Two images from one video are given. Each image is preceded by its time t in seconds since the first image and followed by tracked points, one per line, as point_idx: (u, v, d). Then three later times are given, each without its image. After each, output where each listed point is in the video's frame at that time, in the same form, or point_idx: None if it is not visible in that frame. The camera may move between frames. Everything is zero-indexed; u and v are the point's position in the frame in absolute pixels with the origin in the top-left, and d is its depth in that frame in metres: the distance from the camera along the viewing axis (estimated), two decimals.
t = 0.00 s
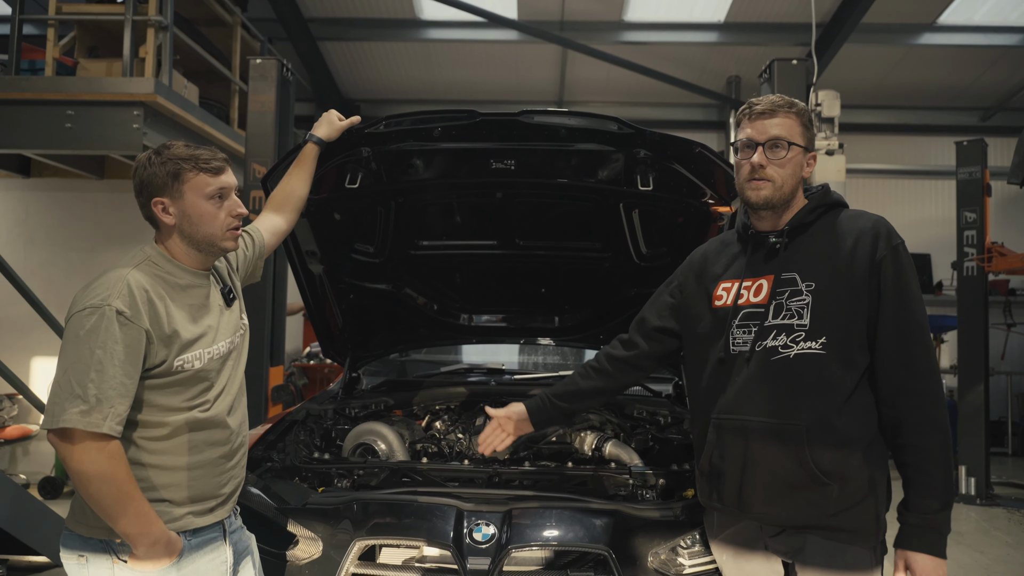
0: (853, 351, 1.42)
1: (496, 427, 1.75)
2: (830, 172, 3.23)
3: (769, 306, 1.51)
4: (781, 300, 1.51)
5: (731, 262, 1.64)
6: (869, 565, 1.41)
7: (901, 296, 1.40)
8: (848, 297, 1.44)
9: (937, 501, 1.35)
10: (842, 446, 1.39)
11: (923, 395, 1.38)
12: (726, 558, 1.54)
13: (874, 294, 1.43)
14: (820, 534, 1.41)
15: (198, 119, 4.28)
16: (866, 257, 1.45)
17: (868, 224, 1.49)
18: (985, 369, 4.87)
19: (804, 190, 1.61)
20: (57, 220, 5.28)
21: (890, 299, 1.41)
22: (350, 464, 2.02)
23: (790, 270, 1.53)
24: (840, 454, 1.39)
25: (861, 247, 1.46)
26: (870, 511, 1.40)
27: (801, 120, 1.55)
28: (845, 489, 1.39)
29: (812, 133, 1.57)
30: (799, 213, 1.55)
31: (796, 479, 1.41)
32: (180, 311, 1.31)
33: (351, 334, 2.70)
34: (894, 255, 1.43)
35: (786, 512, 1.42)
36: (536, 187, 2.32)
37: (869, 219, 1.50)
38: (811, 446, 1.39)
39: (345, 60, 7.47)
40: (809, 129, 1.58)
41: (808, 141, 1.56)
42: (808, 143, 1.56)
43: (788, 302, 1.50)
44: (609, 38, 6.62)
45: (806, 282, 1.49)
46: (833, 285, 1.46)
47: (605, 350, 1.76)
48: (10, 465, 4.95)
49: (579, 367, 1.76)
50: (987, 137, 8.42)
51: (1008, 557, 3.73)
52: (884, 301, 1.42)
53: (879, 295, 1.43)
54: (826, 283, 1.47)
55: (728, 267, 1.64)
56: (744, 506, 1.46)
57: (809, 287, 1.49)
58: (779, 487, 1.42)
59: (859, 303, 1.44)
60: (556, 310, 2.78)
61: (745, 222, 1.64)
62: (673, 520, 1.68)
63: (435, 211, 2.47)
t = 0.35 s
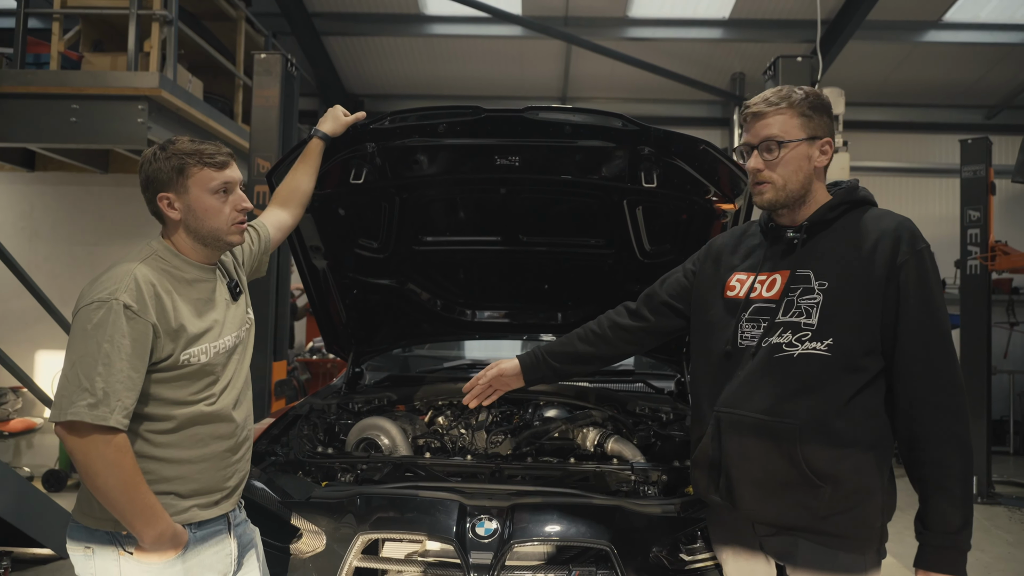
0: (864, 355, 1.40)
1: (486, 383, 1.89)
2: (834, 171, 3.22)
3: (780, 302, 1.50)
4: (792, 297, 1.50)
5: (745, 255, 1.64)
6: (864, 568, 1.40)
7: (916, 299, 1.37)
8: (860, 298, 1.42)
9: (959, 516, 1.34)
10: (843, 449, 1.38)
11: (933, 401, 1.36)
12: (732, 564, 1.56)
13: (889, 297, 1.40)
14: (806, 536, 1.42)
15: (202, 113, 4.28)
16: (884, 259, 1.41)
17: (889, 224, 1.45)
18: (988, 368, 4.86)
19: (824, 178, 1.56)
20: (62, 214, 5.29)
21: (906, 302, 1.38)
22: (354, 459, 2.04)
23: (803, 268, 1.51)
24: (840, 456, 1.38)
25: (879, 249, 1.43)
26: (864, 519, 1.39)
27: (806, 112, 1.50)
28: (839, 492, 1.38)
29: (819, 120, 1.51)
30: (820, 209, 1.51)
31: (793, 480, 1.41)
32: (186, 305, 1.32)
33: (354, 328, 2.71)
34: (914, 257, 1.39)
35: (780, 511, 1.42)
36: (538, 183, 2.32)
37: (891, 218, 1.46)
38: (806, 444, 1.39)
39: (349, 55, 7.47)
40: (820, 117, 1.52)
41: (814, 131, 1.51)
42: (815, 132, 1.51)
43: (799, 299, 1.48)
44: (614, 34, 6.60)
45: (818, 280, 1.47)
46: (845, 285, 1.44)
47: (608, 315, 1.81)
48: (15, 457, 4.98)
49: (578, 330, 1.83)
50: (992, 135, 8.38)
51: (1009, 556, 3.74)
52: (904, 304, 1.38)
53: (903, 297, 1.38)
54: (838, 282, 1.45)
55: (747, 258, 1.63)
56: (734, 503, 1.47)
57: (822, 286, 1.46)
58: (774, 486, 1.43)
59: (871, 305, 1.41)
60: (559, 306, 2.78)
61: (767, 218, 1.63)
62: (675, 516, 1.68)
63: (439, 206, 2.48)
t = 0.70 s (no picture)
0: (846, 353, 1.31)
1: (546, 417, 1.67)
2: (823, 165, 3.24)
3: (773, 296, 1.43)
4: (782, 292, 1.42)
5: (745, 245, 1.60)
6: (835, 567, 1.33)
7: (899, 291, 1.26)
8: (844, 292, 1.33)
9: (925, 524, 1.22)
10: (820, 451, 1.31)
11: (915, 405, 1.24)
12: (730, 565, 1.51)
13: (873, 291, 1.30)
14: (781, 535, 1.37)
15: (192, 110, 4.26)
16: (871, 250, 1.31)
17: (881, 215, 1.33)
18: (976, 360, 4.92)
19: (814, 162, 1.45)
20: (51, 212, 5.26)
21: (888, 295, 1.27)
22: (348, 454, 2.04)
23: (792, 260, 1.42)
24: (817, 456, 1.31)
25: (866, 239, 1.33)
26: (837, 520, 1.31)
27: (770, 101, 1.42)
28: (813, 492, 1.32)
29: (787, 106, 1.41)
30: (812, 200, 1.43)
31: (770, 479, 1.36)
32: (178, 300, 1.32)
33: (347, 324, 2.71)
34: (901, 249, 1.27)
35: (758, 509, 1.39)
36: (530, 178, 2.33)
37: (886, 211, 1.34)
38: (781, 439, 1.34)
39: (340, 50, 7.44)
40: (790, 102, 1.42)
41: (783, 118, 1.41)
42: (784, 120, 1.42)
43: (787, 293, 1.40)
44: (605, 29, 6.59)
45: (806, 273, 1.39)
46: (830, 278, 1.35)
47: (641, 333, 1.73)
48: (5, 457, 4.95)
49: (618, 350, 1.73)
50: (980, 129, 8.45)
51: (997, 546, 3.79)
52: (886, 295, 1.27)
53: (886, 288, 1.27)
54: (825, 275, 1.36)
55: (752, 252, 1.57)
56: (718, 495, 1.46)
57: (808, 280, 1.38)
58: (751, 483, 1.39)
59: (856, 299, 1.32)
60: (551, 301, 2.80)
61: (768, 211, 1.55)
62: (668, 509, 1.71)
63: (431, 202, 2.48)
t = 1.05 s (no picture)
0: (818, 355, 1.27)
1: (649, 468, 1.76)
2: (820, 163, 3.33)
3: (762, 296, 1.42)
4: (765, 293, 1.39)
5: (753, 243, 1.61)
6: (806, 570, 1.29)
7: (861, 290, 1.20)
8: (816, 293, 1.28)
9: (891, 531, 1.15)
10: (798, 455, 1.29)
11: (877, 410, 1.18)
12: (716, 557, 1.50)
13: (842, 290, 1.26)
14: (763, 535, 1.35)
15: (191, 105, 4.26)
16: (837, 248, 1.26)
17: (849, 210, 1.27)
18: (972, 356, 4.95)
19: (804, 157, 1.39)
20: (49, 207, 5.26)
21: (849, 294, 1.21)
22: (345, 448, 2.05)
23: (776, 260, 1.38)
24: (797, 460, 1.28)
25: (835, 236, 1.27)
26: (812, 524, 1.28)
27: (760, 93, 1.36)
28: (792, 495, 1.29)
29: (778, 99, 1.35)
30: (787, 198, 1.39)
31: (752, 483, 1.34)
32: (178, 293, 1.34)
33: (346, 320, 2.73)
34: (865, 246, 1.21)
35: (745, 512, 1.37)
36: (529, 175, 2.34)
37: (855, 205, 1.27)
38: (759, 442, 1.32)
39: (339, 46, 7.44)
40: (781, 94, 1.36)
41: (774, 112, 1.36)
42: (774, 113, 1.36)
43: (768, 296, 1.37)
44: (604, 26, 6.59)
45: (782, 273, 1.35)
46: (804, 279, 1.30)
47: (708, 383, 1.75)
48: (4, 450, 4.96)
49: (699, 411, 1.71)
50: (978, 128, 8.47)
51: (991, 541, 3.82)
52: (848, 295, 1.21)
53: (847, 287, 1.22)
54: (800, 276, 1.31)
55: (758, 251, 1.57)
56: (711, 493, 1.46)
57: (783, 281, 1.34)
58: (736, 485, 1.38)
59: (827, 300, 1.27)
60: (549, 297, 2.81)
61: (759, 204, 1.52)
62: (663, 502, 1.73)
63: (430, 198, 2.49)
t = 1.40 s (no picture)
0: (798, 351, 1.27)
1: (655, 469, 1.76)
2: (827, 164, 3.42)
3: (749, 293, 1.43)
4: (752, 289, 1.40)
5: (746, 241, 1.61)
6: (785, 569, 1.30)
7: (833, 287, 1.20)
8: (796, 291, 1.29)
9: (846, 523, 1.17)
10: (780, 451, 1.29)
11: (841, 406, 1.18)
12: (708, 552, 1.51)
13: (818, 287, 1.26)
14: (744, 531, 1.37)
15: (200, 104, 4.30)
16: (814, 244, 1.27)
17: (828, 207, 1.27)
18: (979, 357, 4.93)
19: (798, 155, 1.40)
20: (59, 206, 5.30)
21: (822, 290, 1.22)
22: (352, 446, 2.08)
23: (764, 257, 1.39)
24: (778, 457, 1.29)
25: (814, 233, 1.28)
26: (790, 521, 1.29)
27: (773, 82, 1.36)
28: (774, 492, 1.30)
29: (788, 92, 1.36)
30: (773, 195, 1.39)
31: (735, 477, 1.36)
32: (184, 289, 1.35)
33: (353, 320, 2.72)
34: (837, 244, 1.21)
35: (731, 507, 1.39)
36: (534, 175, 2.35)
37: (836, 200, 1.27)
38: (744, 439, 1.33)
39: (346, 46, 7.47)
40: (792, 87, 1.36)
41: (781, 103, 1.36)
42: (780, 105, 1.36)
43: (755, 292, 1.38)
44: (610, 26, 6.60)
45: (767, 270, 1.36)
46: (784, 275, 1.31)
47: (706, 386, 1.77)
48: (15, 447, 5.01)
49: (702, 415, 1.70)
50: (988, 128, 8.42)
51: (998, 543, 3.80)
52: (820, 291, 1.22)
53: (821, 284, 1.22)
54: (783, 272, 1.32)
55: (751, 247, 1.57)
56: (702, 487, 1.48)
57: (768, 277, 1.35)
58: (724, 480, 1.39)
59: (805, 297, 1.28)
60: (555, 297, 2.81)
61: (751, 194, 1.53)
62: (667, 501, 1.72)
63: (437, 197, 2.50)
